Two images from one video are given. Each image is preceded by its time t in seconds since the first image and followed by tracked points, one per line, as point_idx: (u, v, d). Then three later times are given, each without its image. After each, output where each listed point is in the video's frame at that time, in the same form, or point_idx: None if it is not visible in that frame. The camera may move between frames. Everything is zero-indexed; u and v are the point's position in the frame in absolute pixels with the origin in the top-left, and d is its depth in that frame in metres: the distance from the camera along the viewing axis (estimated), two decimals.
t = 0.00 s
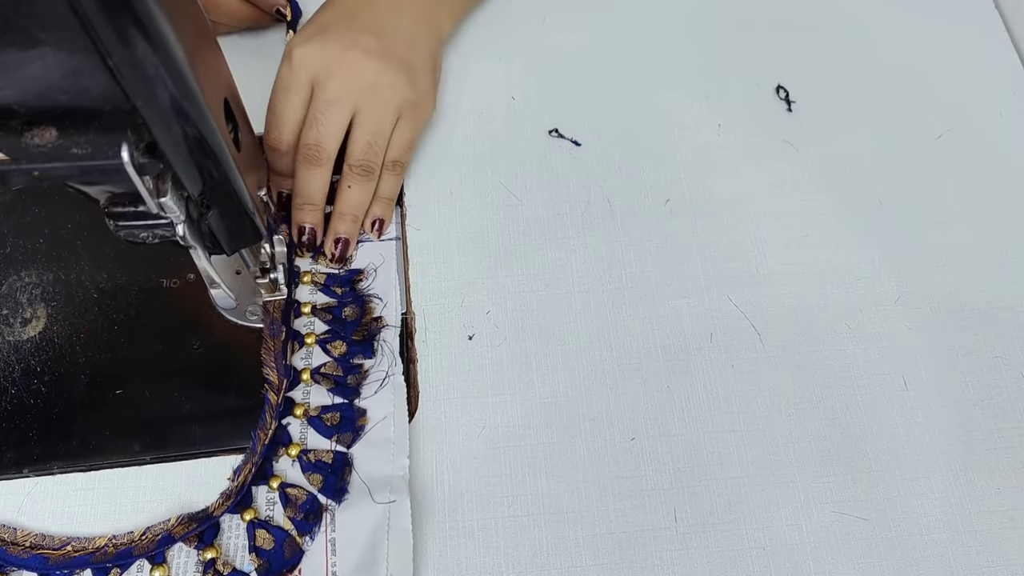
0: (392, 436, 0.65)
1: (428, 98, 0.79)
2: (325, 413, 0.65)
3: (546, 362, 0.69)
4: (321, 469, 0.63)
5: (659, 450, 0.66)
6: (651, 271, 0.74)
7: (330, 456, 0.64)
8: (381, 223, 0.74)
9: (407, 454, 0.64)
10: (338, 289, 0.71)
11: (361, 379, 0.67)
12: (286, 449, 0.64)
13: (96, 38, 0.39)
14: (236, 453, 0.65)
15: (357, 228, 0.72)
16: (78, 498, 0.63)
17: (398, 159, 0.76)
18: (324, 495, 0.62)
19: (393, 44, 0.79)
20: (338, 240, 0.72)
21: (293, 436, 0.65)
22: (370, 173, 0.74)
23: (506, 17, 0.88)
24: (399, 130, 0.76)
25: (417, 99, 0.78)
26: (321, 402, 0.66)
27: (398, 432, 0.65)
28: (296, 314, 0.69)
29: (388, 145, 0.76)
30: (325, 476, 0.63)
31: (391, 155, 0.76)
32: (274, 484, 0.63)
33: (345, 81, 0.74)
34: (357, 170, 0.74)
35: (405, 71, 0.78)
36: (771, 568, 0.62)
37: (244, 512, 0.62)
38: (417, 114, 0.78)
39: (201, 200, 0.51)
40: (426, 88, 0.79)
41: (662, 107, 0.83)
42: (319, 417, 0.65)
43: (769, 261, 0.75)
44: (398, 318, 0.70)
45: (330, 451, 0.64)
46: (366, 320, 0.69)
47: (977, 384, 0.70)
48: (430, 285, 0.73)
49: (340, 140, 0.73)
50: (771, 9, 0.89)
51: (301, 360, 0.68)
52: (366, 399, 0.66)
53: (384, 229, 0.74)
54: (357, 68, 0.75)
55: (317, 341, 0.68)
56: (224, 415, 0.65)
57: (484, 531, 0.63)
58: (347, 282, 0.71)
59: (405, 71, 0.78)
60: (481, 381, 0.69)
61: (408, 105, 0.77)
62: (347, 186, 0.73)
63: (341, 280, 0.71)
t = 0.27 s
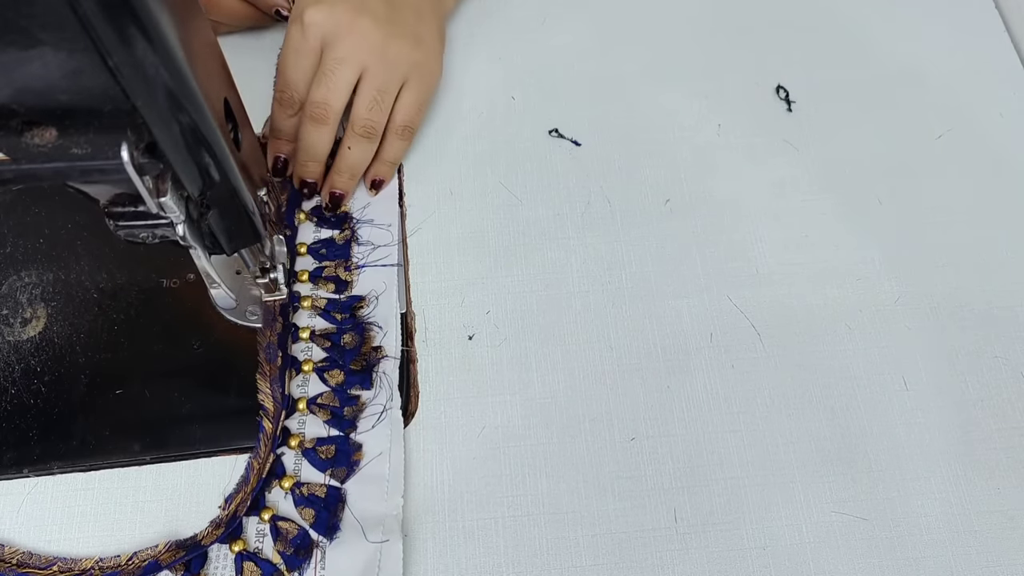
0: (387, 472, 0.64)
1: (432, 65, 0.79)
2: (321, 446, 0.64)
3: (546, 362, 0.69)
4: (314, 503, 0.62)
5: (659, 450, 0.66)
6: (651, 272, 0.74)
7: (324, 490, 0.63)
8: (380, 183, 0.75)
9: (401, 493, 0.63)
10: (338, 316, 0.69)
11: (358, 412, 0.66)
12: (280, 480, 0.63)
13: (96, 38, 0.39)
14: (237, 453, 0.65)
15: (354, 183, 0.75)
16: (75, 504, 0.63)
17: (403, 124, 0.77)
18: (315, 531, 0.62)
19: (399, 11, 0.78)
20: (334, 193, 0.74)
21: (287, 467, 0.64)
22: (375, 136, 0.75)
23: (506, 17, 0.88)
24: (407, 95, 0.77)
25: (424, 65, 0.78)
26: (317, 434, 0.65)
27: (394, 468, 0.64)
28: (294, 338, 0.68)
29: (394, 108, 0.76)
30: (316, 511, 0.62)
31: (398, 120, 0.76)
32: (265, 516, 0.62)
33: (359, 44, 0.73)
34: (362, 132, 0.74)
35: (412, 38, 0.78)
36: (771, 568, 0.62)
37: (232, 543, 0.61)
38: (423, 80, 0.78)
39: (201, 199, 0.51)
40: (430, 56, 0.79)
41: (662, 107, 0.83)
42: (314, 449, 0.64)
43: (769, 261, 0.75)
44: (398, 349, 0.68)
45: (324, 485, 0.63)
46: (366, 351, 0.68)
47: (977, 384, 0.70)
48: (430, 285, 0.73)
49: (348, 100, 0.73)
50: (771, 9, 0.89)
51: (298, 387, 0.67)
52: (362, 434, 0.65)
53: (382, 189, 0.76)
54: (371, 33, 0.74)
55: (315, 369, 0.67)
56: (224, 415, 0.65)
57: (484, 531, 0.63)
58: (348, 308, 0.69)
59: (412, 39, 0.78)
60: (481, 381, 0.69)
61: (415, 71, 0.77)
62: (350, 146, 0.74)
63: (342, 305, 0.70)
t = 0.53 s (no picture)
0: (385, 495, 0.63)
1: (430, 93, 0.79)
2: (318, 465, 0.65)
3: (546, 362, 0.69)
4: (310, 523, 0.63)
5: (659, 450, 0.66)
6: (651, 272, 0.74)
7: (321, 511, 0.63)
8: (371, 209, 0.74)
9: (398, 518, 0.63)
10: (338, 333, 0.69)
11: (356, 432, 0.66)
12: (277, 499, 0.63)
13: (96, 38, 0.39)
14: (236, 453, 0.65)
15: (351, 206, 0.73)
16: (74, 507, 0.63)
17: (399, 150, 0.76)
18: (310, 552, 0.62)
19: (398, 38, 0.78)
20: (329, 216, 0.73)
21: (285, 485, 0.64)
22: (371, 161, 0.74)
23: (506, 17, 0.88)
24: (403, 122, 0.76)
25: (421, 93, 0.78)
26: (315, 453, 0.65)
27: (392, 490, 0.64)
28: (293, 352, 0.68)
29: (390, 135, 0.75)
30: (312, 532, 0.62)
31: (394, 146, 0.75)
32: (260, 535, 0.62)
33: (353, 75, 0.73)
34: (357, 157, 0.73)
35: (410, 65, 0.77)
36: (770, 568, 0.62)
37: (226, 560, 0.61)
38: (420, 108, 0.78)
39: (201, 199, 0.51)
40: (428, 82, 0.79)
41: (662, 107, 0.83)
42: (312, 468, 0.64)
43: (769, 261, 0.75)
44: (398, 366, 0.68)
45: (321, 505, 0.63)
46: (365, 369, 0.68)
47: (977, 384, 0.70)
48: (429, 285, 0.73)
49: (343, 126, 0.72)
50: (772, 8, 0.89)
51: (297, 405, 0.67)
52: (360, 454, 0.65)
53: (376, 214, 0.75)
54: (365, 63, 0.74)
55: (314, 385, 0.67)
56: (225, 415, 0.65)
57: (484, 531, 0.63)
58: (348, 322, 0.69)
59: (409, 66, 0.77)
60: (481, 381, 0.69)
61: (412, 99, 0.77)
62: (345, 170, 0.73)
63: (342, 322, 0.70)
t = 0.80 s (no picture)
0: (383, 512, 0.63)
1: (441, 95, 0.78)
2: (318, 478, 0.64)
3: (545, 362, 0.69)
4: (307, 537, 0.62)
5: (659, 450, 0.66)
6: (651, 272, 0.74)
7: (319, 525, 0.62)
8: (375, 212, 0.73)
9: (396, 536, 0.62)
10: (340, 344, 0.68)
11: (357, 446, 0.65)
12: (275, 510, 0.63)
13: (96, 38, 0.39)
14: (236, 453, 0.65)
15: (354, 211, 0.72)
16: (72, 506, 0.63)
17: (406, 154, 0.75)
18: (307, 566, 0.61)
19: (414, 38, 0.77)
20: (334, 220, 0.72)
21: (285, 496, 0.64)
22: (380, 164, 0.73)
23: (506, 16, 0.88)
24: (413, 125, 0.75)
25: (432, 96, 0.77)
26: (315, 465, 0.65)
27: (391, 508, 0.63)
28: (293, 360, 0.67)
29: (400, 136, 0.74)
30: (309, 545, 0.62)
31: (402, 149, 0.75)
32: (257, 546, 0.62)
33: (375, 70, 0.72)
34: (367, 159, 0.72)
35: (423, 65, 0.76)
36: (770, 568, 0.62)
37: (223, 570, 0.61)
38: (430, 110, 0.77)
39: (201, 199, 0.51)
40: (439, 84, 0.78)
41: (662, 107, 0.83)
42: (312, 481, 0.64)
43: (769, 261, 0.75)
44: (400, 380, 0.67)
45: (319, 519, 0.63)
46: (367, 383, 0.67)
47: (977, 384, 0.70)
48: (429, 285, 0.73)
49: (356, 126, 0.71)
50: (771, 8, 0.89)
51: (298, 415, 0.66)
52: (359, 469, 0.64)
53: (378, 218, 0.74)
54: (385, 60, 0.73)
55: (315, 397, 0.66)
56: (225, 415, 0.65)
57: (484, 531, 0.63)
58: (350, 334, 0.68)
59: (424, 66, 0.76)
60: (481, 381, 0.69)
61: (423, 102, 0.76)
62: (355, 171, 0.72)
63: (344, 333, 0.69)
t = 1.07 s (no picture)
0: (380, 532, 0.62)
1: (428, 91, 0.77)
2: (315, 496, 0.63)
3: (545, 362, 0.69)
4: (304, 553, 0.62)
5: (658, 450, 0.66)
6: (651, 272, 0.74)
7: (315, 541, 0.62)
8: (384, 212, 0.73)
9: (393, 556, 0.61)
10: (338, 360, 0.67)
11: (355, 464, 0.64)
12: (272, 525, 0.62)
13: (96, 37, 0.39)
14: (237, 453, 0.65)
15: (353, 217, 0.71)
16: (71, 505, 0.63)
17: (400, 149, 0.74)
18: None
19: (388, 34, 0.77)
20: (332, 229, 0.70)
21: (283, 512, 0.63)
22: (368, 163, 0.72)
23: (506, 16, 0.88)
24: (398, 120, 0.74)
25: (417, 91, 0.76)
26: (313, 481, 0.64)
27: (388, 529, 0.62)
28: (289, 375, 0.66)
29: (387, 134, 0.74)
30: (305, 562, 0.61)
31: (392, 146, 0.74)
32: (253, 560, 0.62)
33: (342, 70, 0.72)
34: (351, 160, 0.71)
35: (402, 61, 0.76)
36: (770, 568, 0.62)
37: None
38: (416, 103, 0.76)
39: (201, 199, 0.51)
40: (424, 77, 0.77)
41: (662, 107, 0.83)
42: (310, 497, 0.63)
43: (769, 261, 0.75)
44: (399, 398, 0.66)
45: (316, 535, 0.62)
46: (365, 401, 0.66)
47: (977, 384, 0.70)
48: (429, 285, 0.73)
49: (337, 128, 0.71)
50: (771, 8, 0.89)
51: (295, 431, 0.65)
52: (357, 488, 0.63)
53: (387, 219, 0.73)
54: (357, 60, 0.73)
55: (312, 413, 0.65)
56: (225, 415, 0.65)
57: (484, 531, 0.63)
58: (348, 350, 0.67)
59: (403, 61, 0.76)
60: (481, 381, 0.69)
61: (406, 95, 0.75)
62: (343, 176, 0.71)
63: (342, 348, 0.67)
